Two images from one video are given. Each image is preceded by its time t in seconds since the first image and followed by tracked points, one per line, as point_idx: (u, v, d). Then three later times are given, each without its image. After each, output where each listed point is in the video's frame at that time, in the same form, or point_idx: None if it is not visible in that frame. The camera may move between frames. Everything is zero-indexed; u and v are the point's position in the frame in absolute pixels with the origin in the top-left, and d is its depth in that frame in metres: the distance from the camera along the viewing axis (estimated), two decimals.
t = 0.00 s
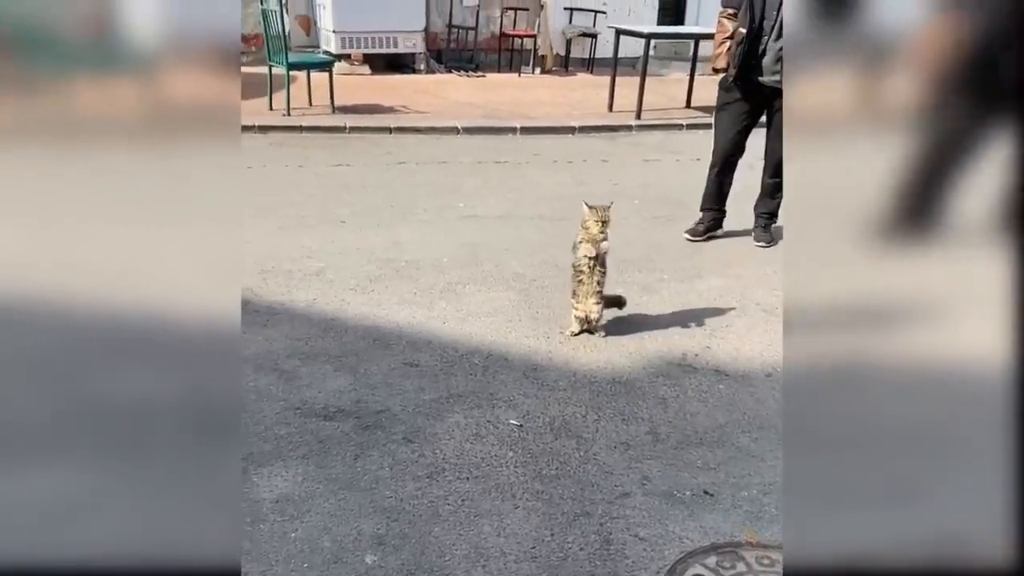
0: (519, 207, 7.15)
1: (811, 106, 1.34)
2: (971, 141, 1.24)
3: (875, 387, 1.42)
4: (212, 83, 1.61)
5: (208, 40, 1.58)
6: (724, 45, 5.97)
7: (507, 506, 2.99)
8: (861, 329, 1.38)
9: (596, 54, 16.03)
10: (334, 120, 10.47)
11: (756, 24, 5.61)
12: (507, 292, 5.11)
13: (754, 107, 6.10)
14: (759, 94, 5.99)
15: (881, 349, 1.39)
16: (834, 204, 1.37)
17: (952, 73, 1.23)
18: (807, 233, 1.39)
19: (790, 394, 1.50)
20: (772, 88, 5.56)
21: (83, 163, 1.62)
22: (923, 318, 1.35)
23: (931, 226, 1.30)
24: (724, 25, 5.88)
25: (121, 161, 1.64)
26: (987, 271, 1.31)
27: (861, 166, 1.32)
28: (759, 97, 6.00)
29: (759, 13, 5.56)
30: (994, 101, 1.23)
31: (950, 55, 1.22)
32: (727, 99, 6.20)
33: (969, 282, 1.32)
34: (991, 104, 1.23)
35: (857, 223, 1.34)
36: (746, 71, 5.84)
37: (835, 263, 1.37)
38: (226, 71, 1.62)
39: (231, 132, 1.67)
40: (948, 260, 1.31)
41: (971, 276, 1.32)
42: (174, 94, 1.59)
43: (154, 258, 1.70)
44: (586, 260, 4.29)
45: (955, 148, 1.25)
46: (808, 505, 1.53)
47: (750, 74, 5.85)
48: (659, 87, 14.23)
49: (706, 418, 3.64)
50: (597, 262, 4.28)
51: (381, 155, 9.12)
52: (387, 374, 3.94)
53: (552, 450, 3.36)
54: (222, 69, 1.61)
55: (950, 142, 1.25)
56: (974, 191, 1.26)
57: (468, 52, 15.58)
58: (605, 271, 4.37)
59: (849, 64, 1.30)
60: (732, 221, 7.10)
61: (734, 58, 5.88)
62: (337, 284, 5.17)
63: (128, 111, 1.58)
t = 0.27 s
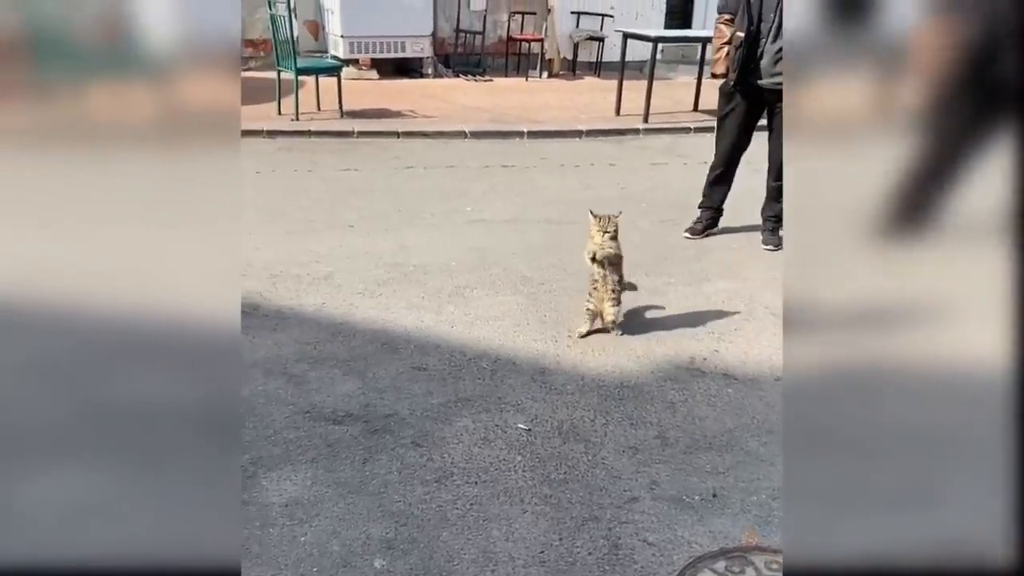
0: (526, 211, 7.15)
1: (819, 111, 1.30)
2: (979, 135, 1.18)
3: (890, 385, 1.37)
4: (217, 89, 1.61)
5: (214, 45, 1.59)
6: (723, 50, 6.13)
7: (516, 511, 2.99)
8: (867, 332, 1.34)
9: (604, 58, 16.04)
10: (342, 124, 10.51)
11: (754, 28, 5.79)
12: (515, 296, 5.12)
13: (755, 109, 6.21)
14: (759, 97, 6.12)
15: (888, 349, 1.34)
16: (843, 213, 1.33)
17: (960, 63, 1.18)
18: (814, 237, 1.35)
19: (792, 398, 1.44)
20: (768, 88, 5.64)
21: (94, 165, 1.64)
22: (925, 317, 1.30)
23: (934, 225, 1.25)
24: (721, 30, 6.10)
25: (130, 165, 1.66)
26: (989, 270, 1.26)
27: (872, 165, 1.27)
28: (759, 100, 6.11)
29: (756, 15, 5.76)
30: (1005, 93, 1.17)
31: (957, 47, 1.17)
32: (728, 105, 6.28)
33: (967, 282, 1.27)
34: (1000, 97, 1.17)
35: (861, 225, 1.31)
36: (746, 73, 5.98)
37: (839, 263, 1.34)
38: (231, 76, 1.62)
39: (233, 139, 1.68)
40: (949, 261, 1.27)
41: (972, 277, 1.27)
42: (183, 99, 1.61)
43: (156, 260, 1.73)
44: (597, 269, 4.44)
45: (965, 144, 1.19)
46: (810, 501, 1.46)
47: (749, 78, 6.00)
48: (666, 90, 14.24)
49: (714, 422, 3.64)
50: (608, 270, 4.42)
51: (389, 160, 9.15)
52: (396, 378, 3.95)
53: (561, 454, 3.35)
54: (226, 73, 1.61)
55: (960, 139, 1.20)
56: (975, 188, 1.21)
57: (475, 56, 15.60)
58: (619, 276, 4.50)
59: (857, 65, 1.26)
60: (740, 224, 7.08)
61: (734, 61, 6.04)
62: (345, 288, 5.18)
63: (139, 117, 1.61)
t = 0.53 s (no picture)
0: (531, 215, 7.16)
1: (823, 117, 1.48)
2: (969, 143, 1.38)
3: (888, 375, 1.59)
4: (224, 94, 1.80)
5: (222, 51, 1.78)
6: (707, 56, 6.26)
7: (521, 515, 2.99)
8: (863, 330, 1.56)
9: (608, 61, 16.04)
10: (347, 128, 10.54)
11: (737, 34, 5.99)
12: (519, 299, 5.12)
13: (742, 114, 6.30)
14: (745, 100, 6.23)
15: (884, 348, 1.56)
16: (846, 216, 1.52)
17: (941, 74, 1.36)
18: (821, 244, 1.56)
19: (792, 403, 1.71)
20: (758, 85, 5.89)
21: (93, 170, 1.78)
22: (925, 317, 1.51)
23: (931, 229, 1.44)
24: (706, 36, 6.22)
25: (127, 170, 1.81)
26: (983, 275, 1.46)
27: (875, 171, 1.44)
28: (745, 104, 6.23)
29: (734, 22, 5.99)
30: (987, 103, 1.36)
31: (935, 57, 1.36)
32: (717, 110, 6.39)
33: (967, 283, 1.46)
34: (982, 106, 1.36)
35: (857, 231, 1.51)
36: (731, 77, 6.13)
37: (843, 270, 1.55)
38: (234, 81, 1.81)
39: (234, 142, 1.85)
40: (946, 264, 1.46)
41: (968, 281, 1.47)
42: (190, 103, 1.77)
43: (161, 280, 1.90)
44: (591, 263, 4.54)
45: (957, 150, 1.38)
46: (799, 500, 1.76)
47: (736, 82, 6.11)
48: (671, 93, 14.25)
49: (720, 426, 3.63)
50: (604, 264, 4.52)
51: (393, 164, 9.16)
52: (401, 381, 3.96)
53: (566, 458, 3.35)
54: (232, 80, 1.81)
55: (952, 145, 1.38)
56: (971, 193, 1.40)
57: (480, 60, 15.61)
58: (610, 273, 4.60)
59: (856, 73, 1.43)
60: (745, 227, 7.07)
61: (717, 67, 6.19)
62: (350, 291, 5.20)
63: (144, 120, 1.74)
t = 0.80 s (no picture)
0: (532, 218, 7.17)
1: (822, 122, 1.72)
2: (958, 144, 1.60)
3: (883, 367, 1.86)
4: (226, 97, 1.89)
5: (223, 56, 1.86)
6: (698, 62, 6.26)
7: (523, 518, 2.98)
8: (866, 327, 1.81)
9: (610, 65, 16.04)
10: (349, 132, 10.56)
11: (723, 38, 6.06)
12: (520, 302, 5.12)
13: (735, 115, 6.34)
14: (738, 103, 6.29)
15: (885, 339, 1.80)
16: (848, 218, 1.77)
17: (927, 82, 1.59)
18: (826, 250, 1.81)
19: (793, 406, 1.96)
20: (752, 85, 5.96)
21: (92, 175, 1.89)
22: (929, 313, 1.74)
23: (931, 230, 1.68)
24: (693, 43, 6.24)
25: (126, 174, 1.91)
26: (981, 277, 1.69)
27: (875, 173, 1.69)
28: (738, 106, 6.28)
29: (722, 26, 6.04)
30: (971, 106, 1.58)
31: (921, 68, 1.58)
32: (711, 115, 6.39)
33: (967, 282, 1.70)
34: (968, 110, 1.58)
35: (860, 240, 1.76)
36: (724, 80, 6.16)
37: (845, 271, 1.80)
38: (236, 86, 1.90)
39: (234, 145, 1.95)
40: (944, 265, 1.71)
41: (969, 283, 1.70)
42: (191, 106, 1.86)
43: (162, 278, 2.02)
44: (592, 268, 4.63)
45: (947, 151, 1.60)
46: (801, 502, 2.00)
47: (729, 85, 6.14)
48: (672, 96, 14.25)
49: (722, 429, 3.62)
50: (602, 269, 4.60)
51: (395, 167, 9.17)
52: (403, 385, 3.96)
53: (568, 461, 3.35)
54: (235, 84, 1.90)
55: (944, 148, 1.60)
56: (964, 194, 1.63)
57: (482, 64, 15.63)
58: (612, 276, 4.68)
59: (851, 82, 1.67)
60: (748, 230, 7.07)
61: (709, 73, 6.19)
62: (352, 295, 5.20)
63: (145, 123, 1.84)
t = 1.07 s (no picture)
0: (532, 223, 7.17)
1: (824, 124, 1.74)
2: (955, 146, 1.70)
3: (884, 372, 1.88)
4: (227, 102, 1.93)
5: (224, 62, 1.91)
6: (692, 67, 6.35)
7: (523, 524, 2.97)
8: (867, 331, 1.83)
9: (609, 69, 16.07)
10: (348, 137, 10.56)
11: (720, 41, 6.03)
12: (520, 307, 5.12)
13: (732, 119, 6.37)
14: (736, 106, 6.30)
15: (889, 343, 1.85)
16: (848, 223, 1.80)
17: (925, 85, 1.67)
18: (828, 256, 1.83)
19: (792, 409, 1.91)
20: (751, 89, 5.96)
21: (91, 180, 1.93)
22: (933, 315, 1.82)
23: (933, 235, 1.76)
24: (688, 48, 6.28)
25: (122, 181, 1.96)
26: (982, 283, 1.79)
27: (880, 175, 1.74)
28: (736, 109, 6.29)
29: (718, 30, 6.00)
30: (964, 110, 1.68)
31: (916, 74, 1.67)
32: (707, 119, 6.42)
33: (967, 286, 1.79)
34: (962, 114, 1.68)
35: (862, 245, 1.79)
36: (720, 84, 6.18)
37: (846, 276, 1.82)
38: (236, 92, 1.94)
39: (233, 150, 1.98)
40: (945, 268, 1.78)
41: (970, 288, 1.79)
42: (190, 113, 1.91)
43: (162, 281, 2.03)
44: (599, 264, 4.56)
45: (945, 152, 1.70)
46: (800, 505, 1.98)
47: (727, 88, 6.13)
48: (672, 101, 14.26)
49: (722, 434, 3.62)
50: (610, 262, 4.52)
51: (394, 172, 9.17)
52: (402, 390, 3.95)
53: (568, 467, 3.34)
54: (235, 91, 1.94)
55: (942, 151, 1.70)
56: (962, 195, 1.73)
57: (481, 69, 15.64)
58: (620, 275, 4.68)
59: (848, 85, 1.72)
60: (747, 234, 7.08)
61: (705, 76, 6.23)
62: (352, 300, 5.20)
63: (143, 129, 1.89)
